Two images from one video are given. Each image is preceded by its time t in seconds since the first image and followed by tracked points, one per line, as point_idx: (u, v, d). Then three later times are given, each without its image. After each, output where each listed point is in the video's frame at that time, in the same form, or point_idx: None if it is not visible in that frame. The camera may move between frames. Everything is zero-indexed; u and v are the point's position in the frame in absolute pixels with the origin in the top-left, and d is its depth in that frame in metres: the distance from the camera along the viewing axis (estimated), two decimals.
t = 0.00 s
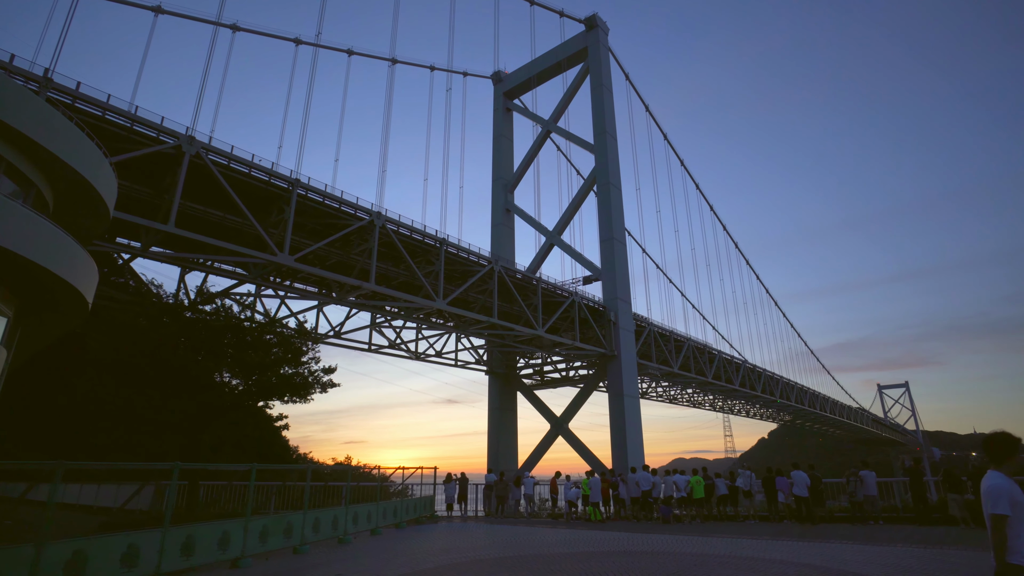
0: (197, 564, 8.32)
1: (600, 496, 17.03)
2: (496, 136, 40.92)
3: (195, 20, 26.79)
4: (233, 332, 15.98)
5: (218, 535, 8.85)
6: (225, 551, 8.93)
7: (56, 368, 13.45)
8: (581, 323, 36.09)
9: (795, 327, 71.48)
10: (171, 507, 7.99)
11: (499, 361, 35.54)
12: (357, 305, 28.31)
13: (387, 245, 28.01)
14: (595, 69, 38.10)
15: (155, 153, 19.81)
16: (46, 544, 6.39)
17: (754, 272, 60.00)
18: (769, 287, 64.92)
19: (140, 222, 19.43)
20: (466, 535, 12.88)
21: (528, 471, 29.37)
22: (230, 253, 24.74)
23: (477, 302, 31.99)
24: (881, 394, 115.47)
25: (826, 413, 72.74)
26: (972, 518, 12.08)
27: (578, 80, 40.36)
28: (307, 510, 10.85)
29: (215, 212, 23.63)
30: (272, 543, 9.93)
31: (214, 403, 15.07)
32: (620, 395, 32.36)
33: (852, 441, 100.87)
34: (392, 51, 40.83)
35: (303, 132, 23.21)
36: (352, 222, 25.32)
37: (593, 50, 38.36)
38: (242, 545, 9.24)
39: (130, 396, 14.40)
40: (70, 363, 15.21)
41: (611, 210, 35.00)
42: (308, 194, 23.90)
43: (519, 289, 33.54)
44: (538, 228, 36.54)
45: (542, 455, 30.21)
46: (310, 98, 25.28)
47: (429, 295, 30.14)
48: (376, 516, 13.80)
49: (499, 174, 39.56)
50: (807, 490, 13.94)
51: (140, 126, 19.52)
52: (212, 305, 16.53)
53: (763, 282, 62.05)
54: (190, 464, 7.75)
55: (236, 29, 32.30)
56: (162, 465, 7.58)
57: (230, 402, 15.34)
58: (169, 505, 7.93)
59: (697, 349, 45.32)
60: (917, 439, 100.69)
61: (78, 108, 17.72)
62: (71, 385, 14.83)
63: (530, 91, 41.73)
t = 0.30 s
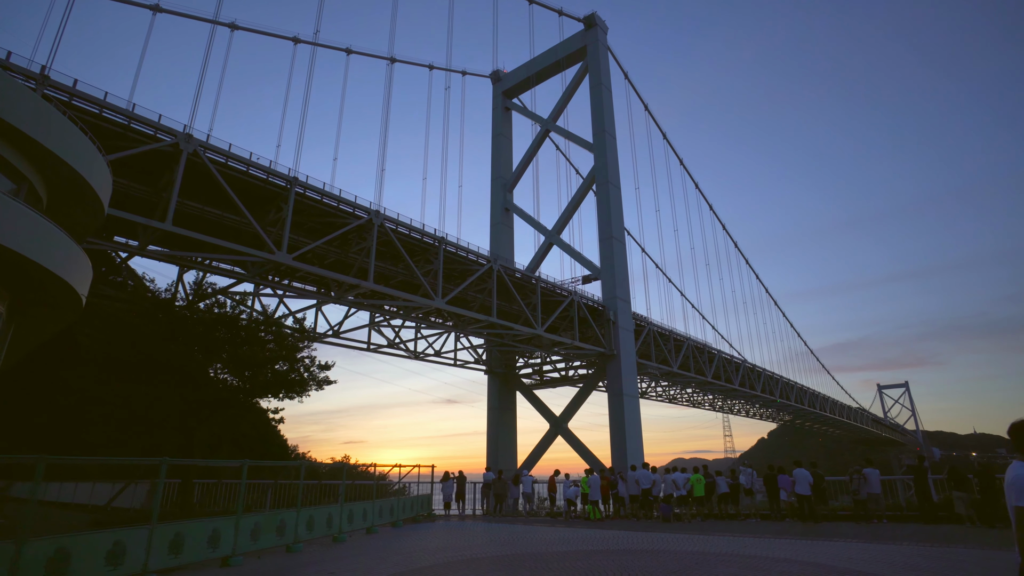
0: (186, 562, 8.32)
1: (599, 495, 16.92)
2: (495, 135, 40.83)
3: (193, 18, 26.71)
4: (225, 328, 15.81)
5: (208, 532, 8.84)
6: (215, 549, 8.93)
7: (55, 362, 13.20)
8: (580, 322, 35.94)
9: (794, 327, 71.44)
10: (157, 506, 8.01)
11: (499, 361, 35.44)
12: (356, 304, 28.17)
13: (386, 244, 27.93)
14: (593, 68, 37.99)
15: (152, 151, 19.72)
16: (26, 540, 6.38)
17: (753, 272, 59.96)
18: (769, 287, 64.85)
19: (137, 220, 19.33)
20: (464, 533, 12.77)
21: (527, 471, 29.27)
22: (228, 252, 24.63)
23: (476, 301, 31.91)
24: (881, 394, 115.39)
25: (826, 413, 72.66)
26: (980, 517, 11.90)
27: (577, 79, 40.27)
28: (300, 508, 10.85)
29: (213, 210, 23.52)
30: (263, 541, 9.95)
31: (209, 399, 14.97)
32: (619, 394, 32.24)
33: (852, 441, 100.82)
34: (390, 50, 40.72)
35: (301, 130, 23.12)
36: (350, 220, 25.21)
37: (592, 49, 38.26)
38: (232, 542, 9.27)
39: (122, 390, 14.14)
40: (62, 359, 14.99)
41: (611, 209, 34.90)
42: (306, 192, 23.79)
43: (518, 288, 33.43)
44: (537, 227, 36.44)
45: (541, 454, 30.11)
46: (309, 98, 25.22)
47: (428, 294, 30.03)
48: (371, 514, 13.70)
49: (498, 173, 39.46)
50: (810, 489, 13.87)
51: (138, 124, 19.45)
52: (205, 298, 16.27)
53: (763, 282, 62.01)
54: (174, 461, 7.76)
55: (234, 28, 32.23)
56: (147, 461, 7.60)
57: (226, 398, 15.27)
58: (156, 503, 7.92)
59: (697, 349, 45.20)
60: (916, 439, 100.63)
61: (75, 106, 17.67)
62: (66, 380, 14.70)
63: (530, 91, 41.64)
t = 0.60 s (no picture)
0: (177, 562, 8.26)
1: (602, 494, 16.78)
2: (497, 135, 40.71)
3: (193, 18, 26.63)
4: (219, 324, 15.71)
5: (199, 531, 8.75)
6: (208, 548, 8.86)
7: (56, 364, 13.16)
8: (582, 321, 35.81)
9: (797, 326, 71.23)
10: (148, 505, 7.90)
11: (501, 360, 35.35)
12: (357, 304, 28.10)
13: (387, 244, 27.88)
14: (595, 66, 37.85)
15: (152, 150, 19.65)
16: (8, 540, 6.27)
17: (756, 271, 59.81)
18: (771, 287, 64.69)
19: (137, 219, 19.25)
20: (465, 533, 12.67)
21: (529, 470, 29.16)
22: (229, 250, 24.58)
23: (478, 300, 31.84)
24: (885, 393, 115.07)
25: (830, 412, 72.40)
26: (991, 516, 11.85)
27: (578, 78, 40.14)
28: (295, 507, 10.75)
29: (213, 209, 23.46)
30: (257, 541, 9.84)
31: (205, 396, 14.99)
32: (622, 393, 32.13)
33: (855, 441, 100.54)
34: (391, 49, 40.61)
35: (302, 129, 23.06)
36: (351, 219, 25.14)
37: (593, 47, 38.13)
38: (226, 541, 9.17)
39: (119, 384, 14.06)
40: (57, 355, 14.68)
41: (612, 207, 34.78)
42: (307, 191, 23.72)
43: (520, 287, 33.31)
44: (538, 226, 36.33)
45: (543, 454, 29.99)
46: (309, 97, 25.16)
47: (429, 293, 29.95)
48: (369, 513, 13.60)
49: (499, 173, 39.34)
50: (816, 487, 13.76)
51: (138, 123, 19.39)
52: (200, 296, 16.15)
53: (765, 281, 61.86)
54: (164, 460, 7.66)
55: (234, 28, 32.16)
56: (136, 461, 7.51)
57: (223, 395, 15.27)
58: (146, 502, 7.82)
59: (699, 348, 45.06)
60: (920, 439, 100.37)
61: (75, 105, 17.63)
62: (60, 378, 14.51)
63: (531, 89, 41.51)
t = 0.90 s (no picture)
0: (175, 561, 8.12)
1: (611, 494, 16.61)
2: (505, 133, 40.56)
3: (201, 19, 26.69)
4: (221, 323, 15.95)
5: (197, 531, 8.63)
6: (206, 547, 8.74)
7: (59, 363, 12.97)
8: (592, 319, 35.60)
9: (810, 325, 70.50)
10: (145, 502, 7.84)
11: (510, 359, 35.25)
12: (366, 303, 28.11)
13: (395, 243, 27.86)
14: (603, 64, 37.62)
15: (162, 150, 19.70)
16: None
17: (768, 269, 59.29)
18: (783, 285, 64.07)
19: (147, 219, 19.30)
20: (472, 533, 12.55)
21: (538, 470, 29.00)
22: (239, 250, 24.68)
23: (486, 299, 31.75)
24: (900, 393, 113.84)
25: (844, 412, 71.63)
26: (1017, 519, 11.79)
27: (587, 75, 39.90)
28: (297, 506, 10.64)
29: (222, 209, 23.52)
30: (258, 540, 9.71)
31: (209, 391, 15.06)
32: (632, 392, 31.90)
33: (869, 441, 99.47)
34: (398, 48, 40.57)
35: (310, 128, 23.05)
36: (359, 218, 25.12)
37: (602, 44, 37.88)
38: (225, 540, 9.04)
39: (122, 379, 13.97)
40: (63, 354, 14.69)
41: (622, 205, 34.53)
42: (315, 190, 23.71)
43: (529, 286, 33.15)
44: (547, 225, 36.16)
45: (553, 454, 29.82)
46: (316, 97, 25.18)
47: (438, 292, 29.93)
48: (374, 513, 13.50)
49: (507, 171, 39.18)
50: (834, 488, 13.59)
51: (148, 123, 19.46)
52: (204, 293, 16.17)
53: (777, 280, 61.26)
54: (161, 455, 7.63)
55: (243, 29, 32.26)
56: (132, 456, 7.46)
57: (226, 392, 15.38)
58: (142, 499, 7.76)
59: (710, 347, 44.68)
60: (936, 439, 99.14)
61: (86, 105, 17.72)
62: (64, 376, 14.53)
63: (539, 88, 41.32)
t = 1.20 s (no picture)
0: (176, 562, 8.10)
1: (626, 494, 16.39)
2: (518, 132, 40.42)
3: (215, 22, 26.89)
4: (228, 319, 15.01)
5: (200, 530, 8.61)
6: (209, 547, 8.72)
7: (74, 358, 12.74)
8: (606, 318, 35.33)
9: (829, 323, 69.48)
10: (145, 501, 7.84)
11: (524, 358, 35.09)
12: (380, 303, 28.14)
13: (408, 242, 27.85)
14: (616, 60, 37.32)
15: (177, 152, 19.83)
16: None
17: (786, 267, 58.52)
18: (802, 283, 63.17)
19: (163, 220, 19.42)
20: (484, 534, 12.41)
21: (553, 470, 28.83)
22: (254, 250, 24.82)
23: (500, 298, 31.63)
24: (923, 392, 111.86)
25: (865, 412, 70.50)
26: None
27: (600, 72, 39.64)
28: (304, 505, 10.58)
29: (238, 210, 23.64)
30: (264, 540, 9.66)
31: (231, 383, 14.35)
32: (647, 392, 31.61)
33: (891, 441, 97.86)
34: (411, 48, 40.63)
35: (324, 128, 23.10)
36: (372, 218, 25.14)
37: (615, 41, 37.59)
38: (229, 541, 9.00)
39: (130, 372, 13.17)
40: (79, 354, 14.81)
41: (636, 203, 34.23)
42: (329, 190, 23.75)
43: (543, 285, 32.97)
44: (561, 223, 35.95)
45: (567, 454, 29.61)
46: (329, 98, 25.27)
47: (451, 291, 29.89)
48: (384, 512, 13.41)
49: (521, 170, 39.02)
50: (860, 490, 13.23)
51: (164, 125, 19.60)
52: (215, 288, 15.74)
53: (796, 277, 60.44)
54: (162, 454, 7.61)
55: (256, 31, 32.50)
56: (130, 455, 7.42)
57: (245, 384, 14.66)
58: (142, 498, 7.74)
59: (727, 346, 44.15)
60: (960, 439, 97.24)
61: (103, 109, 17.92)
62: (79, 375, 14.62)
63: (551, 86, 41.10)
